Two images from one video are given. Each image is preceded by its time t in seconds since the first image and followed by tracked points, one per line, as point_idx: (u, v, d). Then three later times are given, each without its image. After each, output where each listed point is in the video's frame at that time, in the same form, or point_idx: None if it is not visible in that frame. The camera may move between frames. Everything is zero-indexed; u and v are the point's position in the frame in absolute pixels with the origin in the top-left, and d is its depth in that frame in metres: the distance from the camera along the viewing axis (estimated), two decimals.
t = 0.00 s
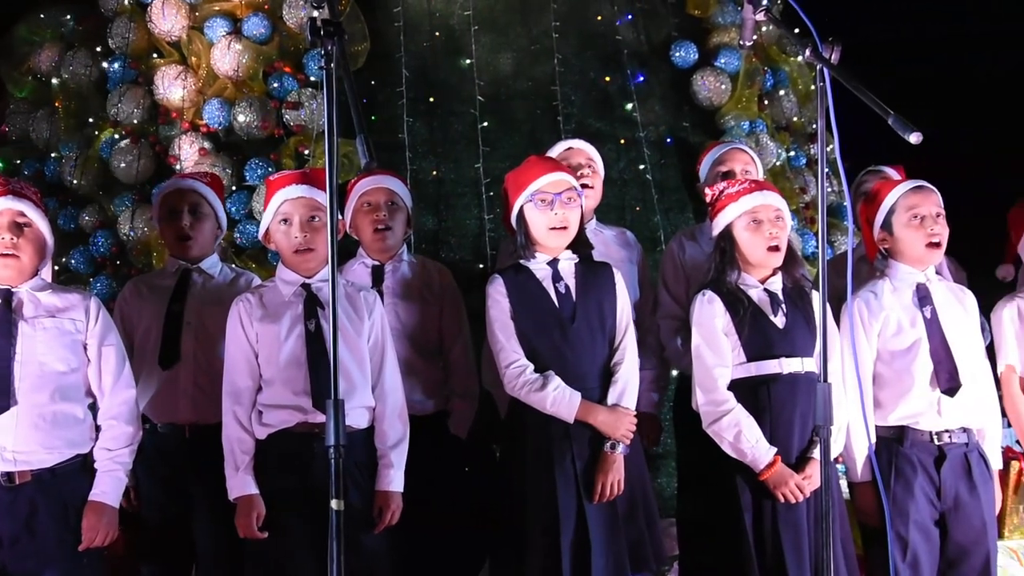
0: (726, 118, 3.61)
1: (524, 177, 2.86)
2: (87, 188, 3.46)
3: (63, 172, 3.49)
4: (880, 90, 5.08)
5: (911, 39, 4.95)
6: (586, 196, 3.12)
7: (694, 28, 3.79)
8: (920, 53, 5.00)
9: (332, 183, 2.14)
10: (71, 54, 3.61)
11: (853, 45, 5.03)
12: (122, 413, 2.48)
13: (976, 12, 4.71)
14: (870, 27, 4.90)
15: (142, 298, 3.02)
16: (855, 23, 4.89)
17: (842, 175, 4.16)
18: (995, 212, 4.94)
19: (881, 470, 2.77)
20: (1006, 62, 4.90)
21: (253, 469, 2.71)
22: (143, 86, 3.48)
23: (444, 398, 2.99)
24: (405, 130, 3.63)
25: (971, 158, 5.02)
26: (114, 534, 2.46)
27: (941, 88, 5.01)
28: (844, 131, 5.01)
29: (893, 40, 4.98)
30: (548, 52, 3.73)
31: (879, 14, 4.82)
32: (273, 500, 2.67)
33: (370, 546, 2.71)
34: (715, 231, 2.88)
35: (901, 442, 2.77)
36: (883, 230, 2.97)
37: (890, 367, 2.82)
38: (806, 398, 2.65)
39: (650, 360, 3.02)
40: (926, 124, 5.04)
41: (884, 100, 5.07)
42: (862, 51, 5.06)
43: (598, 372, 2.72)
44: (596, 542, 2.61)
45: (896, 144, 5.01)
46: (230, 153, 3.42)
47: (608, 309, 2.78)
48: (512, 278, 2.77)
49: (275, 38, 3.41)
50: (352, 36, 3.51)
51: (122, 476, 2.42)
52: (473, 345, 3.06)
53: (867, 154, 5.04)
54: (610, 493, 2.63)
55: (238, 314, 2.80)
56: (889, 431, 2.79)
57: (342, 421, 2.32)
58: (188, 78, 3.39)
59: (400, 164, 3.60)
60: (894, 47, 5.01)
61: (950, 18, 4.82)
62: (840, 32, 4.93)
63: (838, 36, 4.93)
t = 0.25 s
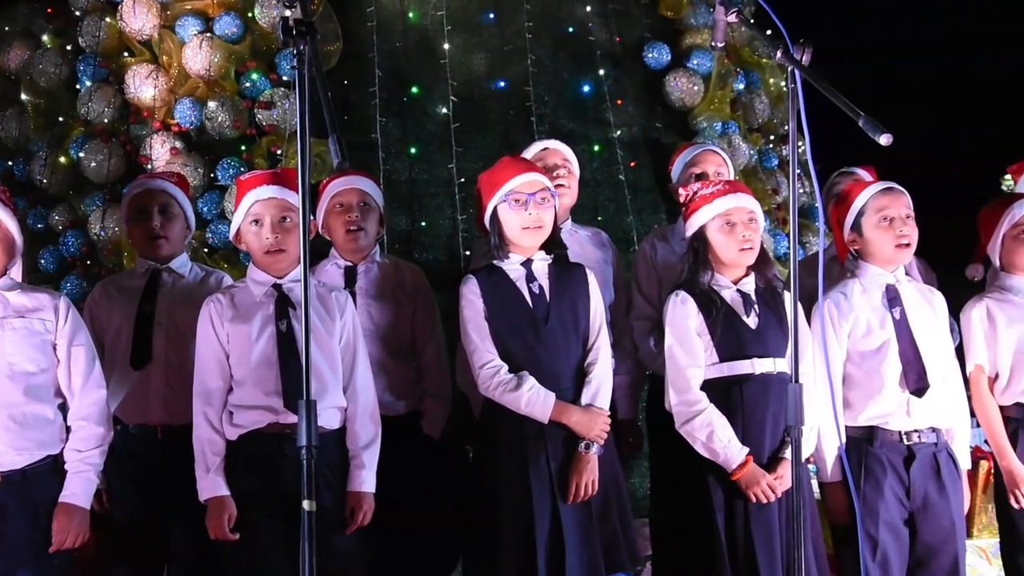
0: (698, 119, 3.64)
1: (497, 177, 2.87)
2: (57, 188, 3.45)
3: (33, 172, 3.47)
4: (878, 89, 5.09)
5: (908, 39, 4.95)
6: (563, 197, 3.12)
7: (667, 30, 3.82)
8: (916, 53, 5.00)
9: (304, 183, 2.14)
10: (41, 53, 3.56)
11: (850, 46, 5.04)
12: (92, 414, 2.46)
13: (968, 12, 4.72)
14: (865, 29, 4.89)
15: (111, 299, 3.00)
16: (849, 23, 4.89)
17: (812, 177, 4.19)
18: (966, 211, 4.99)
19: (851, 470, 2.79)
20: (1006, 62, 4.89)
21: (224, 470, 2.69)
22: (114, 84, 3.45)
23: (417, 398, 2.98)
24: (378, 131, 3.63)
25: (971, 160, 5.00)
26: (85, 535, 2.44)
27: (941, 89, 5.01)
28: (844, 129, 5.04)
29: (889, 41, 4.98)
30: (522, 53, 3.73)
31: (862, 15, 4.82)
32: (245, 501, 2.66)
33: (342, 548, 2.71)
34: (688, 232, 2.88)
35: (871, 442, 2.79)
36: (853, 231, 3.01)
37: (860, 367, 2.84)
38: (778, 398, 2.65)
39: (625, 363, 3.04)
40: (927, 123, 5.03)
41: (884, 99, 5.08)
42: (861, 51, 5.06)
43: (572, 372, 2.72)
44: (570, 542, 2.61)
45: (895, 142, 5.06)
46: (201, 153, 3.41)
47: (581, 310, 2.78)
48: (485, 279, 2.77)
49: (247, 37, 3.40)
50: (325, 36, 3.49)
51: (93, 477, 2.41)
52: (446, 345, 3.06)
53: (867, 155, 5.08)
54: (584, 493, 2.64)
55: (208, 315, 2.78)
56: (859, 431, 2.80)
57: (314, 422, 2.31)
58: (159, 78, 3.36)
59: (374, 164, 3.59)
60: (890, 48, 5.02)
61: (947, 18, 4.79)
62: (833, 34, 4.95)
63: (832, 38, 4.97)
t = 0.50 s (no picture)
0: (675, 121, 3.65)
1: (475, 179, 2.85)
2: (31, 188, 3.43)
3: (5, 171, 3.43)
4: (879, 89, 5.05)
5: (908, 39, 4.92)
6: (541, 198, 3.13)
7: (643, 32, 3.83)
8: (916, 53, 4.96)
9: (280, 183, 2.16)
10: (15, 51, 3.53)
11: (849, 46, 4.98)
12: (67, 414, 2.46)
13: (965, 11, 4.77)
14: (866, 28, 4.88)
15: (85, 299, 2.98)
16: (850, 20, 4.87)
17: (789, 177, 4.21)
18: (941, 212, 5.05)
19: (825, 470, 2.80)
20: (1006, 62, 4.89)
21: (199, 471, 2.67)
22: (89, 84, 3.45)
23: (392, 399, 2.98)
24: (355, 131, 3.61)
25: (971, 159, 5.01)
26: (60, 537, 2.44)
27: (941, 88, 4.99)
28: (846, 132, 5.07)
29: (889, 40, 4.94)
30: (499, 54, 3.73)
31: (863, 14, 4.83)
32: (221, 502, 2.65)
33: (318, 550, 2.71)
34: (665, 233, 2.90)
35: (845, 442, 2.80)
36: (828, 232, 3.03)
37: (834, 368, 2.86)
38: (752, 400, 2.66)
39: (603, 367, 3.02)
40: (930, 120, 5.03)
41: (885, 99, 5.05)
42: (861, 50, 5.00)
43: (553, 373, 2.70)
44: (558, 542, 2.56)
45: (890, 141, 5.07)
46: (177, 153, 3.40)
47: (561, 311, 2.77)
48: (465, 280, 2.75)
49: (223, 37, 3.38)
50: (301, 36, 3.48)
51: (68, 479, 2.40)
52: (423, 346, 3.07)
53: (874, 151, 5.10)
54: (570, 493, 2.60)
55: (184, 316, 2.77)
56: (832, 431, 2.82)
57: (291, 422, 2.30)
58: (134, 77, 3.35)
59: (350, 164, 3.58)
60: (891, 47, 4.97)
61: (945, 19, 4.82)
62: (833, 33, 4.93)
63: (832, 38, 4.93)
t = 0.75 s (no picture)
0: (656, 121, 3.66)
1: (457, 180, 2.79)
2: (8, 187, 3.34)
3: None
4: (880, 89, 4.95)
5: (908, 39, 4.85)
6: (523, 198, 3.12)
7: (624, 32, 3.82)
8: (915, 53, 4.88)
9: (261, 183, 2.15)
10: None
11: (848, 46, 4.88)
12: (45, 414, 2.44)
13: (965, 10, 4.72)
14: (866, 28, 4.81)
15: (64, 300, 2.95)
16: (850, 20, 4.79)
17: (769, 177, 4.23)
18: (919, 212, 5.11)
19: (803, 468, 2.83)
20: (1006, 62, 4.82)
21: (180, 472, 2.66)
22: (68, 82, 3.44)
23: (373, 400, 2.97)
24: (336, 131, 3.61)
25: (971, 159, 4.89)
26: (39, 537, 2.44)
27: (941, 88, 4.90)
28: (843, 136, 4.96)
29: (889, 40, 4.86)
30: (480, 54, 3.73)
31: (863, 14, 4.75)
32: (202, 502, 2.65)
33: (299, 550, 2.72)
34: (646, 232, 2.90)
35: (822, 442, 2.81)
36: (808, 233, 3.05)
37: (813, 367, 2.88)
38: (729, 400, 2.66)
39: (585, 368, 3.04)
40: (931, 120, 4.92)
41: (886, 99, 4.94)
42: (861, 51, 4.90)
43: (537, 372, 2.65)
44: (545, 543, 2.53)
45: (889, 141, 4.94)
46: (157, 152, 3.38)
47: (544, 311, 2.72)
48: (450, 279, 2.69)
49: (203, 36, 3.39)
50: (282, 36, 3.46)
51: (47, 480, 2.39)
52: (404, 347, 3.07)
53: (876, 152, 4.97)
54: (556, 492, 2.57)
55: (163, 316, 2.74)
56: (811, 431, 2.84)
57: (272, 422, 2.29)
58: (114, 76, 3.35)
59: (331, 165, 3.58)
60: (890, 47, 4.89)
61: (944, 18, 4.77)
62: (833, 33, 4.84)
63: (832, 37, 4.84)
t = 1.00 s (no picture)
0: (639, 121, 3.69)
1: (441, 179, 2.78)
2: None
3: None
4: (884, 90, 4.98)
5: (911, 39, 4.85)
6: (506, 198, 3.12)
7: (607, 32, 3.83)
8: (919, 53, 4.88)
9: (243, 181, 2.14)
10: None
11: (849, 46, 4.95)
12: (25, 414, 2.43)
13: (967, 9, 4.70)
14: (868, 28, 4.87)
15: (45, 299, 2.95)
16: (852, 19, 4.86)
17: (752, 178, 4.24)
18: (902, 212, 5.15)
19: (786, 469, 2.83)
20: (1009, 62, 4.76)
21: (162, 471, 2.66)
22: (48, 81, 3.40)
23: (355, 400, 2.96)
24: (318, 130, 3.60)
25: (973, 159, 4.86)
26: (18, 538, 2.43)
27: (945, 88, 4.88)
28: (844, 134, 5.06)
29: (892, 40, 4.88)
30: (463, 53, 3.73)
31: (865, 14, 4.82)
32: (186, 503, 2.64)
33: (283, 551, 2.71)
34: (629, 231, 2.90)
35: (806, 442, 2.82)
36: (791, 233, 3.06)
37: (796, 368, 2.88)
38: (709, 400, 2.67)
39: (567, 368, 3.01)
40: (934, 120, 4.93)
41: (888, 99, 4.98)
42: (862, 52, 4.95)
43: (519, 372, 2.64)
44: (521, 544, 2.54)
45: (889, 141, 5.01)
46: (139, 152, 3.38)
47: (527, 309, 2.70)
48: (432, 278, 2.68)
49: (184, 35, 3.37)
50: (264, 35, 3.45)
51: (27, 480, 2.39)
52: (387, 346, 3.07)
53: (876, 151, 5.04)
54: (533, 494, 2.57)
55: (146, 316, 2.74)
56: (794, 431, 2.84)
57: (253, 423, 2.29)
58: (94, 75, 3.33)
59: (313, 164, 3.57)
60: (893, 48, 4.90)
61: (946, 17, 4.76)
62: (835, 32, 4.92)
63: (832, 37, 4.93)
